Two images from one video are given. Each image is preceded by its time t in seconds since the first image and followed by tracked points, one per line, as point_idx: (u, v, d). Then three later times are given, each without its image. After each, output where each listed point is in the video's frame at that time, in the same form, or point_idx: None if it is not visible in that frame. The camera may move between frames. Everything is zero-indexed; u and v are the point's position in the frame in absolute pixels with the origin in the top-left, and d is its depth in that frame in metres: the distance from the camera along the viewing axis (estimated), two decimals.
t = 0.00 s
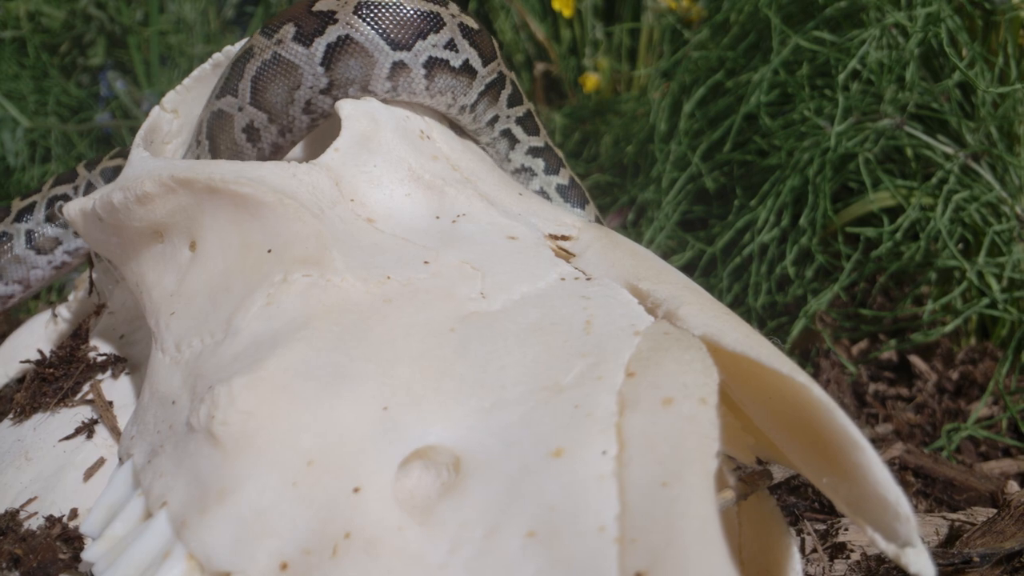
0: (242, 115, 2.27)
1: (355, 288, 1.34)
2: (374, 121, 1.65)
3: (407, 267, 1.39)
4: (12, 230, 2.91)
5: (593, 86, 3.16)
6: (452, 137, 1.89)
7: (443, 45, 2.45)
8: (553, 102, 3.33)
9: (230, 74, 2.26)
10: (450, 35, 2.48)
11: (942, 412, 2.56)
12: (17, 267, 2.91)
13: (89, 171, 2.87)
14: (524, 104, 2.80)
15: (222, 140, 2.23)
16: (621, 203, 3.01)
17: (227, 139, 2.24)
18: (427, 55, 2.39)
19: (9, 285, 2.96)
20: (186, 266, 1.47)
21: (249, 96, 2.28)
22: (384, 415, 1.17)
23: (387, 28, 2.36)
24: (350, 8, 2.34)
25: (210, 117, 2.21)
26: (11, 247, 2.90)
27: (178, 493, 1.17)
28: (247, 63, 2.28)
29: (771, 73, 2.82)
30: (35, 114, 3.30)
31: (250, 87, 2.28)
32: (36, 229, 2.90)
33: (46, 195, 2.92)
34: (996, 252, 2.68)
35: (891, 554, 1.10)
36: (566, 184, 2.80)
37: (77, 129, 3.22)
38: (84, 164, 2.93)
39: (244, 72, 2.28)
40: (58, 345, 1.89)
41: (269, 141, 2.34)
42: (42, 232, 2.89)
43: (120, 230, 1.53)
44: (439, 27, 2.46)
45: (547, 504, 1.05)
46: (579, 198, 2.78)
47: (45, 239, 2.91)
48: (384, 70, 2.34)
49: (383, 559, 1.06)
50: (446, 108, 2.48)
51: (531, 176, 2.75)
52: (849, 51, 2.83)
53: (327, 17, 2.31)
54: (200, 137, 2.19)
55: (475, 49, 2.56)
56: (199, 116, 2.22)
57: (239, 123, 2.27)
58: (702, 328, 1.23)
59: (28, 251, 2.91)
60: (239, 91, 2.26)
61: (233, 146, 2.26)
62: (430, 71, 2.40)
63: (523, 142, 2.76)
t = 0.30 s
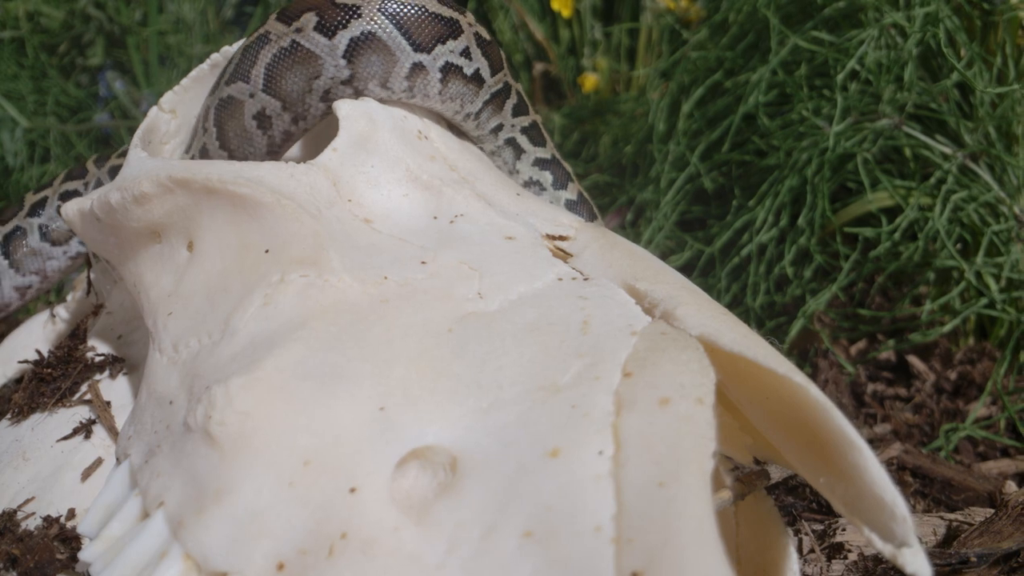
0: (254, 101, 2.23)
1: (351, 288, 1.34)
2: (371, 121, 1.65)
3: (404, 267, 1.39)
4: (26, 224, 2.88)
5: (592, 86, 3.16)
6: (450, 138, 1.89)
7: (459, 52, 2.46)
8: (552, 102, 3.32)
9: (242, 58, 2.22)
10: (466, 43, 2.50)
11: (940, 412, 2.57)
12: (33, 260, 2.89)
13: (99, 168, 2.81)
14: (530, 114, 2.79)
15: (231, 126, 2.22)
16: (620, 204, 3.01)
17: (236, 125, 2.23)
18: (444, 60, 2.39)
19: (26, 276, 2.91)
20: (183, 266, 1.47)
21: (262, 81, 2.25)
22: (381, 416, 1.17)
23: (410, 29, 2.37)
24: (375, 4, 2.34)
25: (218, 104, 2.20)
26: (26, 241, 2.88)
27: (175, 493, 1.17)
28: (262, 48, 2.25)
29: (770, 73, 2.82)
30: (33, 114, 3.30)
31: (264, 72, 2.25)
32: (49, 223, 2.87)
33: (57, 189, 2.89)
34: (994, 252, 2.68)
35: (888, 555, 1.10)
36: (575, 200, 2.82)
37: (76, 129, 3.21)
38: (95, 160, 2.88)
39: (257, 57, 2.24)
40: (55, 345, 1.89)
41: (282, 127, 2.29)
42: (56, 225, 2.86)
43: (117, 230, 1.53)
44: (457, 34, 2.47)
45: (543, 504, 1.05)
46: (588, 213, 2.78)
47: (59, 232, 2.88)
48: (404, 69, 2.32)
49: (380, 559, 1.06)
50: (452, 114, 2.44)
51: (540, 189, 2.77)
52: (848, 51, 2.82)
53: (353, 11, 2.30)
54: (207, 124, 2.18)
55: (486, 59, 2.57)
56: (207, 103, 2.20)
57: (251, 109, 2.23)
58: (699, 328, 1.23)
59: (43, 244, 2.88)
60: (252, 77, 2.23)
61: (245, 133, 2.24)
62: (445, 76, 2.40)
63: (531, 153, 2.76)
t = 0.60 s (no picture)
0: (265, 83, 2.24)
1: (348, 288, 1.34)
2: (369, 121, 1.64)
3: (401, 267, 1.39)
4: (39, 216, 2.89)
5: (590, 86, 3.15)
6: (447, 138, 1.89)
7: (474, 61, 2.50)
8: (551, 102, 3.32)
9: (256, 41, 2.23)
10: (479, 52, 2.53)
11: (939, 412, 2.57)
12: (49, 249, 2.91)
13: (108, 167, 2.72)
14: (538, 128, 2.78)
15: (240, 108, 2.22)
16: (618, 204, 3.01)
17: (246, 107, 2.23)
18: (460, 66, 2.44)
19: (41, 265, 2.91)
20: (181, 266, 1.47)
21: (276, 65, 2.25)
22: (378, 415, 1.17)
23: (433, 31, 2.41)
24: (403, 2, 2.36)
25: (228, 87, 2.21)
26: (40, 232, 2.89)
27: (172, 492, 1.17)
28: (279, 32, 2.25)
29: (768, 73, 2.82)
30: (32, 114, 3.30)
31: (279, 55, 2.25)
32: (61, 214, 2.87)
33: (69, 183, 2.85)
34: (992, 252, 2.68)
35: (884, 554, 1.11)
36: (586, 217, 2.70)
37: (74, 129, 3.21)
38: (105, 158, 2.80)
39: (272, 41, 2.24)
40: (53, 345, 1.89)
41: (293, 110, 2.29)
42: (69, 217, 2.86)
43: (115, 230, 1.53)
44: (473, 42, 2.50)
45: (539, 504, 1.05)
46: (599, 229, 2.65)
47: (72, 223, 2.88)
48: (423, 70, 2.36)
49: (376, 560, 1.06)
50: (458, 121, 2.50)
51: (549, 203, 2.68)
52: (846, 51, 2.82)
53: (379, 6, 2.32)
54: (213, 106, 2.19)
55: (494, 70, 2.59)
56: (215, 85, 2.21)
57: (261, 92, 2.24)
58: (696, 328, 1.23)
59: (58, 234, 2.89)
60: (265, 60, 2.24)
61: (254, 116, 2.24)
62: (459, 82, 2.45)
63: (539, 167, 2.71)
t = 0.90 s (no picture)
0: (281, 71, 2.24)
1: (345, 288, 1.34)
2: (365, 121, 1.64)
3: (398, 267, 1.39)
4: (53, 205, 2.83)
5: (588, 86, 3.16)
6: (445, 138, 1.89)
7: (484, 74, 2.56)
8: (550, 102, 3.31)
9: (276, 28, 2.25)
10: (490, 66, 2.59)
11: (936, 412, 2.58)
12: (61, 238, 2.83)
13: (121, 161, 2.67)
14: (548, 143, 2.84)
15: (252, 93, 2.23)
16: (617, 204, 3.01)
17: (258, 92, 2.23)
18: (473, 79, 2.50)
19: (54, 253, 2.85)
20: (178, 266, 1.47)
21: (296, 54, 2.25)
22: (373, 415, 1.17)
23: (454, 42, 2.47)
24: (429, 10, 2.41)
25: (240, 70, 2.23)
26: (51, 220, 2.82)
27: (167, 493, 1.17)
28: (302, 22, 2.26)
29: (766, 73, 2.82)
30: (31, 114, 3.31)
31: (298, 45, 2.25)
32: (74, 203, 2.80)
33: (82, 177, 2.80)
34: (990, 252, 2.69)
35: (880, 555, 1.10)
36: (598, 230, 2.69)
37: (72, 129, 3.21)
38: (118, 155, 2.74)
39: (292, 29, 2.25)
40: (51, 345, 1.89)
41: (309, 100, 2.27)
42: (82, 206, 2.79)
43: (112, 230, 1.54)
44: (485, 56, 2.57)
45: (534, 505, 1.05)
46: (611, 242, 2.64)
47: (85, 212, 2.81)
48: (442, 79, 2.41)
49: (370, 560, 1.06)
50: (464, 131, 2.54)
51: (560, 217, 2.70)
52: (844, 51, 2.83)
53: (407, 11, 2.36)
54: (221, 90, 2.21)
55: (501, 83, 2.65)
56: (227, 68, 2.23)
57: (276, 79, 2.24)
58: (692, 328, 1.23)
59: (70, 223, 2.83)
60: (284, 47, 2.24)
61: (267, 103, 2.24)
62: (470, 94, 2.50)
63: (551, 184, 2.77)
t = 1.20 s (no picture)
0: (302, 60, 2.25)
1: (341, 288, 1.34)
2: (363, 121, 1.64)
3: (395, 267, 1.39)
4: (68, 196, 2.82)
5: (587, 86, 3.15)
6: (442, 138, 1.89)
7: (494, 86, 2.59)
8: (548, 102, 3.31)
9: (302, 17, 2.25)
10: (500, 78, 2.62)
11: (934, 412, 2.58)
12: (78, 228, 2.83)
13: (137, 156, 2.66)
14: (557, 156, 2.87)
15: (268, 79, 2.24)
16: (615, 204, 3.01)
17: (275, 80, 2.24)
18: (483, 90, 2.53)
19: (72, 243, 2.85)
20: (174, 266, 1.47)
21: (319, 44, 2.24)
22: (369, 415, 1.17)
23: (472, 52, 2.49)
24: (453, 18, 2.44)
25: (258, 53, 2.24)
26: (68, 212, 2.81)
27: (163, 493, 1.17)
28: (329, 13, 2.26)
29: (765, 73, 2.83)
30: (29, 114, 3.30)
31: (323, 37, 2.25)
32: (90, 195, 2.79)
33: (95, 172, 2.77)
34: (987, 252, 2.69)
35: (876, 554, 1.08)
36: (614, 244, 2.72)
37: (71, 129, 3.21)
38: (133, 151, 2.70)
39: (318, 19, 2.26)
40: (47, 345, 1.88)
41: (328, 93, 2.28)
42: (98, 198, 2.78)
43: (109, 230, 1.54)
44: (496, 68, 2.60)
45: (529, 505, 1.05)
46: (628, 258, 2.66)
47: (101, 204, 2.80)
48: (456, 87, 2.44)
49: (365, 560, 1.06)
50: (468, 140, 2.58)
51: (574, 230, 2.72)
52: (842, 51, 2.83)
53: (434, 16, 2.37)
54: (237, 73, 2.24)
55: (509, 94, 2.68)
56: (246, 50, 2.24)
57: (295, 68, 2.25)
58: (689, 328, 1.23)
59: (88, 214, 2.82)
60: (307, 36, 2.25)
61: (283, 91, 2.26)
62: (478, 105, 2.53)
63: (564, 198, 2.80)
